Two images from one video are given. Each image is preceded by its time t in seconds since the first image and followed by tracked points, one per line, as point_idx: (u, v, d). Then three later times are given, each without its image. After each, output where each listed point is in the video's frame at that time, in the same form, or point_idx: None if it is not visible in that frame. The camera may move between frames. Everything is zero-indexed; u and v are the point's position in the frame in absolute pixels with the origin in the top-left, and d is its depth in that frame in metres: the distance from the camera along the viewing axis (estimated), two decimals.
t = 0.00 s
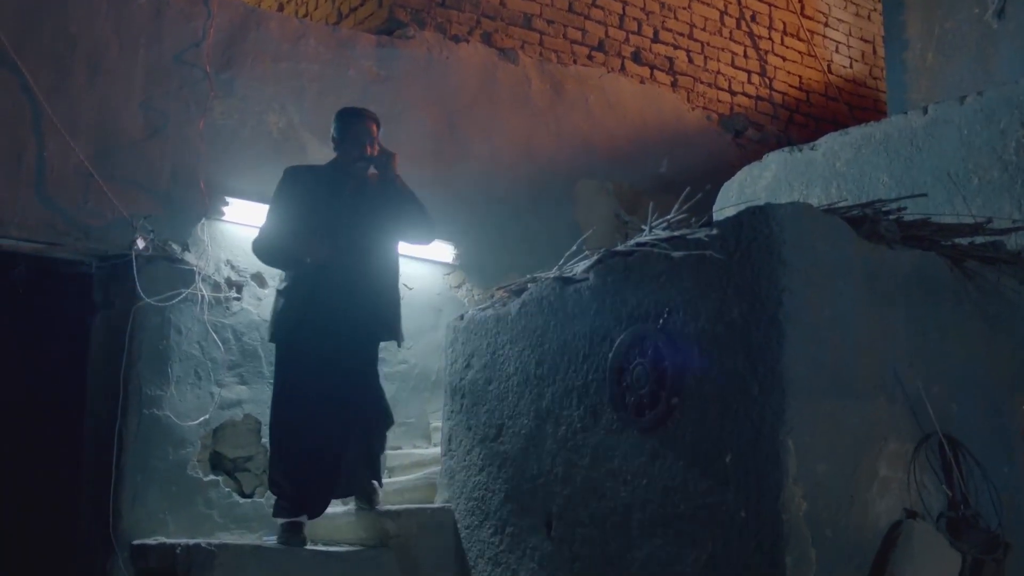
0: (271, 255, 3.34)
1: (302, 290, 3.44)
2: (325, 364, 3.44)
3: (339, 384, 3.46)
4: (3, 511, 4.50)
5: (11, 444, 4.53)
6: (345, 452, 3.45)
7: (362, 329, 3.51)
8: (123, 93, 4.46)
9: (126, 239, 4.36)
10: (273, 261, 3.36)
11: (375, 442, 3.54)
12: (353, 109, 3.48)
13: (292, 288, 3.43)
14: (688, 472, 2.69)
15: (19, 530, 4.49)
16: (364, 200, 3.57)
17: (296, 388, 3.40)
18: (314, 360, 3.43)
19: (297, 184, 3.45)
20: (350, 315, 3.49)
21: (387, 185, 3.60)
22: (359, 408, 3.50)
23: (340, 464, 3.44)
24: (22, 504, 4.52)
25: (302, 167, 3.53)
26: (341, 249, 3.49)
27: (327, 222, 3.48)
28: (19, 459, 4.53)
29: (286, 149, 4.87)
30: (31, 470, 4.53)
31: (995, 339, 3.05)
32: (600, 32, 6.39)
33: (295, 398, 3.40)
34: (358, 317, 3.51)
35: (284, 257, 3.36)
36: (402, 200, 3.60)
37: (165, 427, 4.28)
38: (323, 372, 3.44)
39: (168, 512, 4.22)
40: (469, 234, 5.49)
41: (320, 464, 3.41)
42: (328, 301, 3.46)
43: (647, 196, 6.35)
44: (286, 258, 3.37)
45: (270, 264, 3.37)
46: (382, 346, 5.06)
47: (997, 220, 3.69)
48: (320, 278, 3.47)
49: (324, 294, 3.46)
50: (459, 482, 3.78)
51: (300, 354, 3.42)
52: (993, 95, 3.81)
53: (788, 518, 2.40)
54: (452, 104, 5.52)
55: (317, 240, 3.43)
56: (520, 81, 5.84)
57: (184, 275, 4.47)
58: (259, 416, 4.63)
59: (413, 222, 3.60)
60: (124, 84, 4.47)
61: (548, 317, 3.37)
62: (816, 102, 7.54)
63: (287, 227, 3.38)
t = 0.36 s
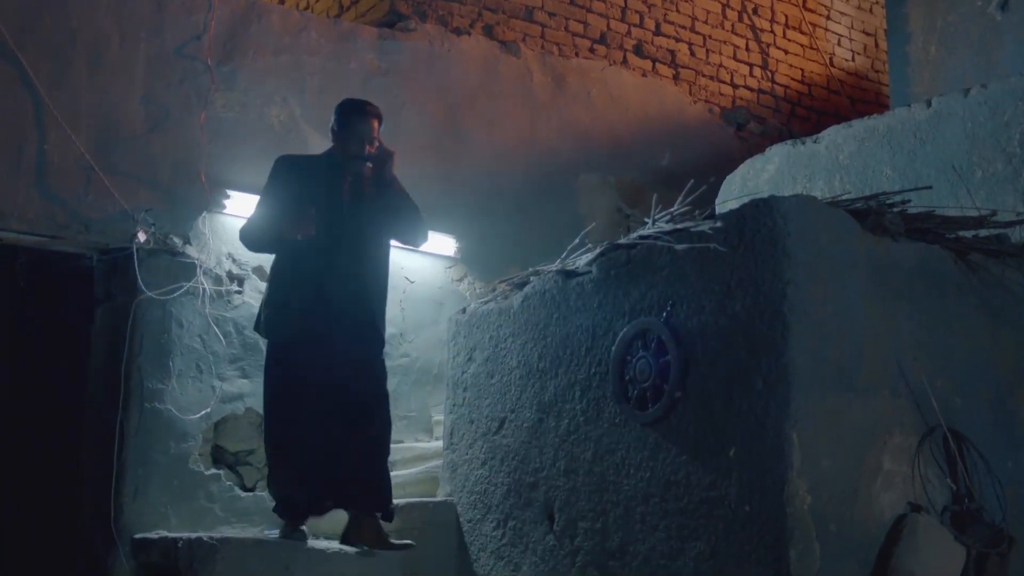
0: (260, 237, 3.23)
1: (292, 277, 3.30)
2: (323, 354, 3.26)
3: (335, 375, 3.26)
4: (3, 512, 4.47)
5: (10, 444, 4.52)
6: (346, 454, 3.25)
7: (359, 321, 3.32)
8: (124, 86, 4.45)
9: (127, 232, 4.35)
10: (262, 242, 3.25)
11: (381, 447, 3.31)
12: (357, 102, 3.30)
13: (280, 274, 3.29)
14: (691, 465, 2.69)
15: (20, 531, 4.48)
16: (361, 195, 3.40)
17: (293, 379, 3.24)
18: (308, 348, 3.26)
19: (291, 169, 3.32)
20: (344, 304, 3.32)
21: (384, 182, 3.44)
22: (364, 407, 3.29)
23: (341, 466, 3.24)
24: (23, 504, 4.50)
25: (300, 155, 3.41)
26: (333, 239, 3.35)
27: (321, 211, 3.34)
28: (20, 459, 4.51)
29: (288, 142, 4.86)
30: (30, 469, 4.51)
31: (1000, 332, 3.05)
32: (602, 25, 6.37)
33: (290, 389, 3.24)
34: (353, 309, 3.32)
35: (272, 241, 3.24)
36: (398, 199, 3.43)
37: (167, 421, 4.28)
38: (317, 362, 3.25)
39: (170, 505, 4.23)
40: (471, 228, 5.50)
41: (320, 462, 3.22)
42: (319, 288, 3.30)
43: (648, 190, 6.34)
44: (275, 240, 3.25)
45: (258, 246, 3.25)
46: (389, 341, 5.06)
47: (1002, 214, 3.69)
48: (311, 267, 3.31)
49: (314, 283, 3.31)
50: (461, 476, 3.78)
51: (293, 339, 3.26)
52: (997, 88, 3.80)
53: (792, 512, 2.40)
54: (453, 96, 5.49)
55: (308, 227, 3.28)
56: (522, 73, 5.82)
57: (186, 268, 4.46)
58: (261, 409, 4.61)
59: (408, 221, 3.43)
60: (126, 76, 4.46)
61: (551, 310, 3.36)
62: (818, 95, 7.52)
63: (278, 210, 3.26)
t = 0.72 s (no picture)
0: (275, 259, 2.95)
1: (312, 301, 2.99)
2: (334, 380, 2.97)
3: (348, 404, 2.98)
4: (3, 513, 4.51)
5: (10, 444, 4.55)
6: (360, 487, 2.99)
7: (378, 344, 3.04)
8: (123, 79, 4.43)
9: (127, 226, 4.33)
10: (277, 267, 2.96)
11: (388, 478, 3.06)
12: (370, 117, 3.12)
13: (301, 300, 2.99)
14: (692, 459, 2.68)
15: (19, 531, 4.50)
16: (382, 212, 3.14)
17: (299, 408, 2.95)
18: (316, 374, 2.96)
19: (305, 187, 3.06)
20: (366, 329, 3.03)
21: (404, 199, 3.20)
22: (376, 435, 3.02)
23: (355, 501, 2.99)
24: (22, 504, 4.52)
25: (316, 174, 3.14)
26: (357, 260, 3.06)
27: (341, 230, 3.05)
28: (18, 457, 4.54)
29: (288, 135, 4.84)
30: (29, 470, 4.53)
31: (1002, 326, 3.04)
32: (603, 19, 6.35)
33: (294, 410, 2.95)
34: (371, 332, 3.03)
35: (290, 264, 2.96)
36: (422, 218, 3.19)
37: (167, 414, 4.27)
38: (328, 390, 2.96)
39: (170, 499, 4.22)
40: (473, 222, 5.48)
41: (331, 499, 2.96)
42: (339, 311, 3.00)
43: (649, 183, 6.32)
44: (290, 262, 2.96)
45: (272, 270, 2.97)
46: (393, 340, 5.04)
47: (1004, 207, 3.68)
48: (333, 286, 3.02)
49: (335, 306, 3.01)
50: (461, 471, 3.77)
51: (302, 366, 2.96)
52: (1000, 81, 3.79)
53: (795, 506, 2.39)
54: (453, 90, 5.48)
55: (329, 249, 3.00)
56: (522, 67, 5.80)
57: (185, 262, 4.45)
58: (261, 404, 4.60)
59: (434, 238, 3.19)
60: (125, 69, 4.44)
61: (552, 303, 3.35)
62: (819, 89, 7.50)
63: (295, 230, 2.98)
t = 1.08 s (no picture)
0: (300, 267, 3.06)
1: (340, 306, 3.09)
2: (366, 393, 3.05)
3: (379, 415, 3.06)
4: (3, 514, 4.53)
5: (11, 444, 4.57)
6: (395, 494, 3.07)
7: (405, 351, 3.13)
8: (119, 71, 4.41)
9: (122, 218, 4.31)
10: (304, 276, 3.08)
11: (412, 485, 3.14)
12: (394, 112, 3.20)
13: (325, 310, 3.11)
14: (691, 452, 2.67)
15: (19, 530, 4.50)
16: (406, 208, 3.27)
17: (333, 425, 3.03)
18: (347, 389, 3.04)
19: (326, 188, 3.19)
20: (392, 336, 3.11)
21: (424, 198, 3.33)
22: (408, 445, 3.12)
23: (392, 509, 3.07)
24: (22, 505, 4.54)
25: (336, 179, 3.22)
26: (382, 257, 3.15)
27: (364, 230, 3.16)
28: (19, 456, 4.55)
29: (284, 127, 4.82)
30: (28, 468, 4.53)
31: (1001, 318, 3.04)
32: (599, 11, 6.32)
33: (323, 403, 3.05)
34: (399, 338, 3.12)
35: (319, 270, 3.06)
36: (445, 212, 3.33)
37: (162, 407, 4.26)
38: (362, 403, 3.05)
39: (166, 492, 4.21)
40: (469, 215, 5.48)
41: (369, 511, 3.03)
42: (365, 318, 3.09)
43: (646, 176, 6.31)
44: (313, 269, 3.07)
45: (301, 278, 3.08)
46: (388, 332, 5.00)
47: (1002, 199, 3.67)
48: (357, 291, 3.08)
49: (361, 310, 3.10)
50: (458, 464, 3.77)
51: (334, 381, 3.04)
52: (998, 74, 3.78)
53: (793, 499, 2.38)
54: (450, 82, 5.46)
55: (356, 249, 3.13)
56: (519, 59, 5.78)
57: (180, 254, 4.44)
58: (256, 397, 4.59)
59: (455, 230, 3.35)
60: (121, 61, 4.42)
61: (549, 296, 3.34)
62: (816, 82, 7.49)
63: (319, 236, 3.10)
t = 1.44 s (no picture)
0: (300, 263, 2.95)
1: (340, 304, 2.97)
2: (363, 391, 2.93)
3: (378, 414, 2.93)
4: (4, 514, 4.58)
5: (11, 444, 4.60)
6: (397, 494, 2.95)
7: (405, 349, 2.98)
8: (111, 61, 4.37)
9: (115, 209, 4.28)
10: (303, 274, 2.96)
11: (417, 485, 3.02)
12: (395, 112, 3.08)
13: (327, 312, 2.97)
14: (687, 443, 2.66)
15: (19, 529, 4.53)
16: (410, 205, 3.13)
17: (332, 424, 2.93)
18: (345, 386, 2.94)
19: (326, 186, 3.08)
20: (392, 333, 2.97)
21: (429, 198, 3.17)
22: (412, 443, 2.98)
23: (395, 510, 2.96)
24: (22, 504, 4.58)
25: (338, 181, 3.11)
26: (385, 254, 3.02)
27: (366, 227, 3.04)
28: (19, 456, 4.57)
29: (278, 117, 4.79)
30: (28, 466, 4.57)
31: (997, 309, 3.04)
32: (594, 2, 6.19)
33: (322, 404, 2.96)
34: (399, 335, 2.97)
35: (319, 270, 2.94)
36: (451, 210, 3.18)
37: (155, 399, 4.23)
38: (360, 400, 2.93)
39: (159, 484, 4.20)
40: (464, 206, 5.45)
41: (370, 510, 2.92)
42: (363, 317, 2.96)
43: (641, 167, 6.29)
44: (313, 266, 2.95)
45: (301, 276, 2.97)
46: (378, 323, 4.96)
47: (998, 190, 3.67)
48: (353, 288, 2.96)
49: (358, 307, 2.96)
50: (453, 455, 3.75)
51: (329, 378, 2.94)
52: (994, 65, 3.77)
53: (790, 491, 2.38)
54: (445, 73, 5.43)
55: (357, 247, 3.01)
56: (513, 50, 5.75)
57: (174, 245, 4.40)
58: (250, 388, 4.56)
59: (459, 228, 3.18)
60: (113, 51, 4.39)
61: (544, 287, 3.33)
62: (811, 73, 7.47)
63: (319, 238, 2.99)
